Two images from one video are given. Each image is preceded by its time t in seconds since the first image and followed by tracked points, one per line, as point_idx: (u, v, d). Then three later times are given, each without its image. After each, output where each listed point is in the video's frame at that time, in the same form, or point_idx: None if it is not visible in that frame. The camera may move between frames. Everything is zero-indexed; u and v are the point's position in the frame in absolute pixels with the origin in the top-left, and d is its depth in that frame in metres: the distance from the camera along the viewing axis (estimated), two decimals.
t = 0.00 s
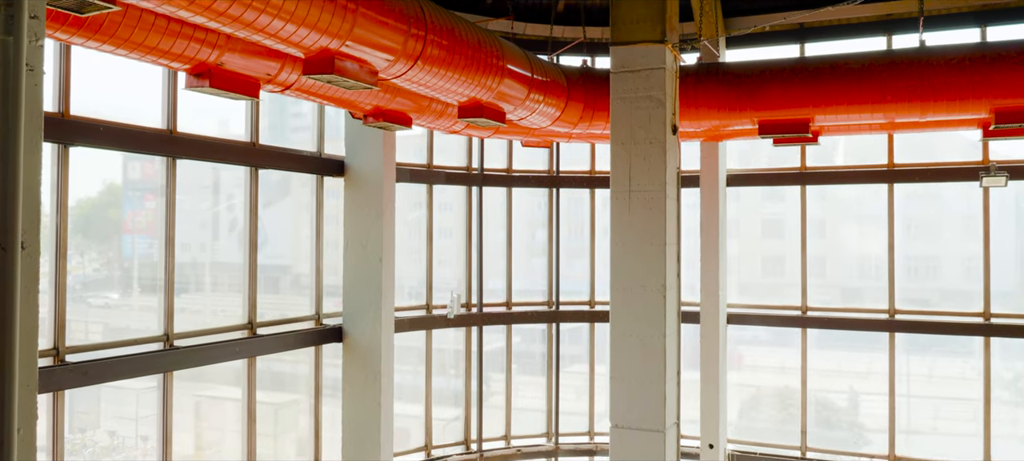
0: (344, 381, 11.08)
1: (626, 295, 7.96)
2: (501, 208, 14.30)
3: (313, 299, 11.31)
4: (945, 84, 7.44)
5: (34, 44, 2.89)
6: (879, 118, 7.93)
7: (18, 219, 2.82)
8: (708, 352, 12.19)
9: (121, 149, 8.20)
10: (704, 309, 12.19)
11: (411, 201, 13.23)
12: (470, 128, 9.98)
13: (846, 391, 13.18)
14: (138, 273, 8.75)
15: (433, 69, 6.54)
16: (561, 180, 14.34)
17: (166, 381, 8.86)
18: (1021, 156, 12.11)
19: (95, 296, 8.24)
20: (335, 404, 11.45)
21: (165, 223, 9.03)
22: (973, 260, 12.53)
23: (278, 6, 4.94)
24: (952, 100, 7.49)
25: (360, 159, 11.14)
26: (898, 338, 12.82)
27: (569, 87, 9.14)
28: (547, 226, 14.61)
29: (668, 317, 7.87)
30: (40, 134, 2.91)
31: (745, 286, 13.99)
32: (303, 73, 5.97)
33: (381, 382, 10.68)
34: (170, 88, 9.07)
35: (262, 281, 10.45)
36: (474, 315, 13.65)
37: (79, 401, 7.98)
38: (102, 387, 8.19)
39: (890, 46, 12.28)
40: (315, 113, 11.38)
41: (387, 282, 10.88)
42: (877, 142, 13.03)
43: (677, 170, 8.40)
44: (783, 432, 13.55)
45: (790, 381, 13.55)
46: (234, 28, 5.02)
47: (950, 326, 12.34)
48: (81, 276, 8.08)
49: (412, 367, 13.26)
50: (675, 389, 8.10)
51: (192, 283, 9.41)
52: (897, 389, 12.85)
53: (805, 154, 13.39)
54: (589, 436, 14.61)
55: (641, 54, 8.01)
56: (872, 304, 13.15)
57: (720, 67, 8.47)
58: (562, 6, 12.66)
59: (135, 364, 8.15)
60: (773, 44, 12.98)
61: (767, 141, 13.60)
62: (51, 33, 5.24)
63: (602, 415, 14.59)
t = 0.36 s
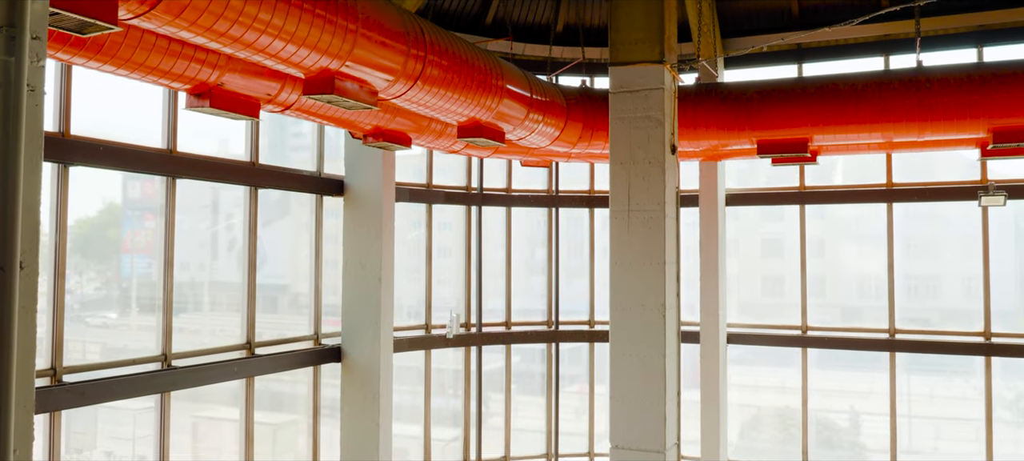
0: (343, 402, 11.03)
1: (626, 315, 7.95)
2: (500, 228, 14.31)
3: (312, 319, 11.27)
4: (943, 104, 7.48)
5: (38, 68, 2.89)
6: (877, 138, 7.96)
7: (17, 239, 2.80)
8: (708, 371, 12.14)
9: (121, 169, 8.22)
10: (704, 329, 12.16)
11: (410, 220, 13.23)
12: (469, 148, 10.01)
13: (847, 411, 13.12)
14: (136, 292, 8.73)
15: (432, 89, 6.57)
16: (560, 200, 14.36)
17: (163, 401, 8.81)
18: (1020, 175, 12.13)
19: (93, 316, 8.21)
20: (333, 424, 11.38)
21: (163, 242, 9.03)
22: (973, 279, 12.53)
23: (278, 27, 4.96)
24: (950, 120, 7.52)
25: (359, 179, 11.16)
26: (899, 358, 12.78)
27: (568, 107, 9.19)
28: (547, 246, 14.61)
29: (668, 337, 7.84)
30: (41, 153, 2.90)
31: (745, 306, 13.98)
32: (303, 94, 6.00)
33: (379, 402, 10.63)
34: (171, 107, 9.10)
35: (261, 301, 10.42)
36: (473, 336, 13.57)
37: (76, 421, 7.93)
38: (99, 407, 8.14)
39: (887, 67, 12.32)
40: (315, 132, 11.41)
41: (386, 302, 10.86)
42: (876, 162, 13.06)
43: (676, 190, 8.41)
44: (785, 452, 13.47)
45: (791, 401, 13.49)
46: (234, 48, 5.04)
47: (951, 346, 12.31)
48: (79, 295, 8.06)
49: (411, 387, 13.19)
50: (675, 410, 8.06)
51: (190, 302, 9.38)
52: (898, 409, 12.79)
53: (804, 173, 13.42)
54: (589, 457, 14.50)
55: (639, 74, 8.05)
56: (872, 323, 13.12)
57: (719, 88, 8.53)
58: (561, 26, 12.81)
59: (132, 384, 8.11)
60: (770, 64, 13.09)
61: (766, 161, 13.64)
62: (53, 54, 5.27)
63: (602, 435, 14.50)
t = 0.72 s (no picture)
0: (341, 423, 10.97)
1: (625, 336, 7.92)
2: (500, 247, 14.31)
3: (311, 339, 11.23)
4: (941, 124, 7.52)
5: (39, 90, 2.77)
6: (876, 158, 7.99)
7: (15, 261, 2.67)
8: (708, 391, 12.08)
9: (120, 188, 8.24)
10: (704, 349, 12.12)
11: (409, 240, 13.22)
12: (469, 167, 10.04)
13: (848, 432, 13.04)
14: (134, 312, 8.70)
15: (432, 109, 6.61)
16: (560, 219, 14.39)
17: (160, 422, 8.76)
18: (1018, 194, 12.15)
19: (90, 336, 8.17)
20: (331, 445, 11.30)
21: (162, 262, 9.02)
22: (973, 299, 12.51)
23: (279, 48, 4.99)
24: (948, 139, 7.56)
25: (359, 199, 11.18)
26: (900, 378, 12.73)
27: (567, 127, 9.23)
28: (546, 266, 14.60)
29: (667, 357, 7.81)
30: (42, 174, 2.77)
31: (745, 326, 13.95)
32: (303, 114, 6.02)
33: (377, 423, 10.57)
34: (170, 128, 9.13)
35: (260, 321, 10.39)
36: (472, 356, 13.52)
37: (72, 442, 7.87)
38: (96, 428, 8.09)
39: (885, 87, 12.38)
40: (315, 152, 11.44)
41: (384, 322, 10.83)
42: (874, 181, 13.08)
43: (674, 209, 8.43)
44: None
45: (791, 422, 13.41)
46: (234, 68, 5.06)
47: (952, 365, 12.26)
48: (78, 315, 8.03)
49: (410, 408, 13.11)
50: (675, 430, 8.00)
51: (188, 322, 9.35)
52: (900, 429, 12.71)
53: (803, 192, 13.44)
54: None
55: (638, 94, 8.09)
56: (872, 343, 13.08)
57: (717, 108, 8.57)
58: (560, 47, 12.92)
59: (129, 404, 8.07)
60: (768, 84, 13.16)
61: (764, 180, 13.67)
62: (54, 74, 5.28)
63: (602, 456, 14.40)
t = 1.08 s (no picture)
0: (339, 443, 10.90)
1: (625, 356, 7.88)
2: (499, 266, 14.30)
3: (309, 359, 11.19)
4: (940, 144, 7.54)
5: (40, 110, 2.78)
6: (875, 178, 8.01)
7: (14, 278, 2.65)
8: (709, 412, 12.02)
9: (120, 207, 8.25)
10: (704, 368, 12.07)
11: (408, 260, 13.21)
12: (468, 187, 10.06)
13: (850, 452, 12.95)
14: (132, 332, 8.66)
15: (432, 129, 6.63)
16: (559, 239, 14.39)
17: (157, 442, 8.70)
18: (1017, 213, 12.16)
19: (88, 356, 8.14)
20: None
21: (160, 282, 8.99)
22: (973, 319, 12.48)
23: (279, 68, 5.02)
24: (948, 159, 7.57)
25: (358, 218, 11.19)
26: (901, 398, 12.67)
27: (567, 147, 9.26)
28: (545, 285, 14.57)
29: (667, 377, 7.76)
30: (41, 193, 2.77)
31: (745, 346, 13.91)
32: (303, 134, 6.05)
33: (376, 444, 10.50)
34: (171, 147, 9.16)
35: (258, 341, 10.36)
36: (471, 376, 13.56)
37: None
38: (92, 449, 8.03)
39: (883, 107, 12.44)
40: (315, 172, 11.46)
41: (383, 342, 10.80)
42: (873, 201, 13.10)
43: (674, 229, 8.44)
44: None
45: (793, 442, 13.33)
46: (234, 88, 5.09)
47: (953, 385, 12.20)
48: (76, 335, 8.01)
49: (408, 428, 13.01)
50: (675, 451, 7.94)
51: (186, 342, 9.32)
52: (902, 450, 12.62)
53: (802, 212, 13.45)
54: None
55: (636, 114, 8.12)
56: (872, 363, 13.04)
57: (716, 128, 8.61)
58: (558, 67, 12.98)
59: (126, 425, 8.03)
60: (766, 105, 13.23)
61: (763, 200, 13.69)
62: (55, 94, 5.30)
63: None
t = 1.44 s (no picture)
0: None
1: (624, 376, 7.84)
2: (498, 286, 14.28)
3: (307, 379, 11.13)
4: (938, 163, 7.56)
5: (39, 131, 2.71)
6: (873, 197, 8.02)
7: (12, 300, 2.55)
8: (709, 432, 11.95)
9: (118, 227, 8.25)
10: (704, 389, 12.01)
11: (407, 279, 13.18)
12: (467, 206, 10.07)
13: None
14: (130, 352, 8.62)
15: (431, 149, 6.66)
16: (558, 258, 14.39)
17: None
18: (1016, 232, 12.17)
19: (85, 376, 8.11)
20: None
21: (158, 302, 8.96)
22: (973, 338, 12.44)
23: (279, 88, 5.04)
24: (945, 179, 7.59)
25: (357, 238, 11.20)
26: (902, 419, 12.61)
27: (565, 167, 9.28)
28: (544, 305, 14.55)
29: (667, 398, 7.72)
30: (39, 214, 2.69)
31: (745, 366, 13.86)
32: (302, 154, 6.07)
33: None
34: (170, 167, 9.18)
35: (256, 361, 10.31)
36: (470, 396, 13.49)
37: None
38: None
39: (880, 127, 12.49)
40: (314, 191, 11.48)
41: (382, 362, 10.76)
42: (871, 220, 13.11)
43: (673, 249, 8.44)
44: None
45: None
46: (234, 109, 5.11)
47: (955, 405, 12.14)
48: (73, 355, 7.97)
49: (406, 449, 12.92)
50: None
51: (184, 362, 9.28)
52: None
53: (801, 231, 13.46)
54: None
55: (635, 134, 8.15)
56: (873, 383, 12.98)
57: (714, 148, 8.65)
58: (557, 87, 13.06)
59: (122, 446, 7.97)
60: (764, 125, 13.29)
61: (762, 219, 13.71)
62: (55, 114, 5.31)
63: None
